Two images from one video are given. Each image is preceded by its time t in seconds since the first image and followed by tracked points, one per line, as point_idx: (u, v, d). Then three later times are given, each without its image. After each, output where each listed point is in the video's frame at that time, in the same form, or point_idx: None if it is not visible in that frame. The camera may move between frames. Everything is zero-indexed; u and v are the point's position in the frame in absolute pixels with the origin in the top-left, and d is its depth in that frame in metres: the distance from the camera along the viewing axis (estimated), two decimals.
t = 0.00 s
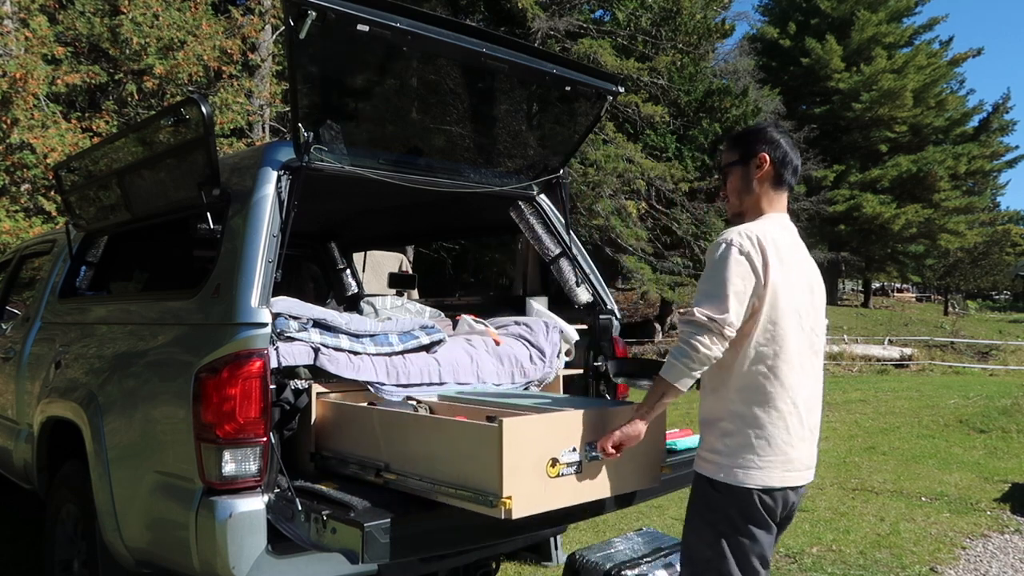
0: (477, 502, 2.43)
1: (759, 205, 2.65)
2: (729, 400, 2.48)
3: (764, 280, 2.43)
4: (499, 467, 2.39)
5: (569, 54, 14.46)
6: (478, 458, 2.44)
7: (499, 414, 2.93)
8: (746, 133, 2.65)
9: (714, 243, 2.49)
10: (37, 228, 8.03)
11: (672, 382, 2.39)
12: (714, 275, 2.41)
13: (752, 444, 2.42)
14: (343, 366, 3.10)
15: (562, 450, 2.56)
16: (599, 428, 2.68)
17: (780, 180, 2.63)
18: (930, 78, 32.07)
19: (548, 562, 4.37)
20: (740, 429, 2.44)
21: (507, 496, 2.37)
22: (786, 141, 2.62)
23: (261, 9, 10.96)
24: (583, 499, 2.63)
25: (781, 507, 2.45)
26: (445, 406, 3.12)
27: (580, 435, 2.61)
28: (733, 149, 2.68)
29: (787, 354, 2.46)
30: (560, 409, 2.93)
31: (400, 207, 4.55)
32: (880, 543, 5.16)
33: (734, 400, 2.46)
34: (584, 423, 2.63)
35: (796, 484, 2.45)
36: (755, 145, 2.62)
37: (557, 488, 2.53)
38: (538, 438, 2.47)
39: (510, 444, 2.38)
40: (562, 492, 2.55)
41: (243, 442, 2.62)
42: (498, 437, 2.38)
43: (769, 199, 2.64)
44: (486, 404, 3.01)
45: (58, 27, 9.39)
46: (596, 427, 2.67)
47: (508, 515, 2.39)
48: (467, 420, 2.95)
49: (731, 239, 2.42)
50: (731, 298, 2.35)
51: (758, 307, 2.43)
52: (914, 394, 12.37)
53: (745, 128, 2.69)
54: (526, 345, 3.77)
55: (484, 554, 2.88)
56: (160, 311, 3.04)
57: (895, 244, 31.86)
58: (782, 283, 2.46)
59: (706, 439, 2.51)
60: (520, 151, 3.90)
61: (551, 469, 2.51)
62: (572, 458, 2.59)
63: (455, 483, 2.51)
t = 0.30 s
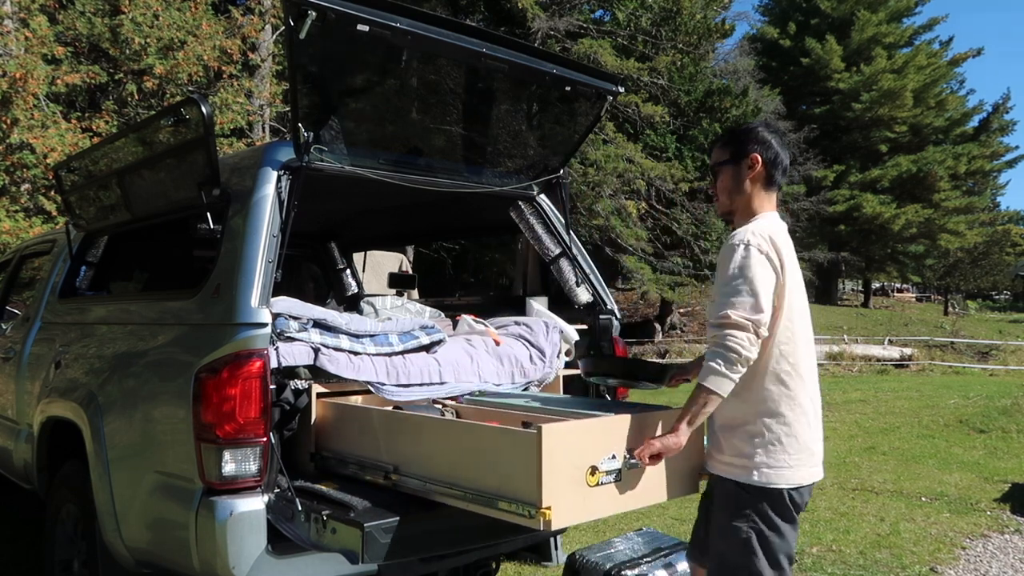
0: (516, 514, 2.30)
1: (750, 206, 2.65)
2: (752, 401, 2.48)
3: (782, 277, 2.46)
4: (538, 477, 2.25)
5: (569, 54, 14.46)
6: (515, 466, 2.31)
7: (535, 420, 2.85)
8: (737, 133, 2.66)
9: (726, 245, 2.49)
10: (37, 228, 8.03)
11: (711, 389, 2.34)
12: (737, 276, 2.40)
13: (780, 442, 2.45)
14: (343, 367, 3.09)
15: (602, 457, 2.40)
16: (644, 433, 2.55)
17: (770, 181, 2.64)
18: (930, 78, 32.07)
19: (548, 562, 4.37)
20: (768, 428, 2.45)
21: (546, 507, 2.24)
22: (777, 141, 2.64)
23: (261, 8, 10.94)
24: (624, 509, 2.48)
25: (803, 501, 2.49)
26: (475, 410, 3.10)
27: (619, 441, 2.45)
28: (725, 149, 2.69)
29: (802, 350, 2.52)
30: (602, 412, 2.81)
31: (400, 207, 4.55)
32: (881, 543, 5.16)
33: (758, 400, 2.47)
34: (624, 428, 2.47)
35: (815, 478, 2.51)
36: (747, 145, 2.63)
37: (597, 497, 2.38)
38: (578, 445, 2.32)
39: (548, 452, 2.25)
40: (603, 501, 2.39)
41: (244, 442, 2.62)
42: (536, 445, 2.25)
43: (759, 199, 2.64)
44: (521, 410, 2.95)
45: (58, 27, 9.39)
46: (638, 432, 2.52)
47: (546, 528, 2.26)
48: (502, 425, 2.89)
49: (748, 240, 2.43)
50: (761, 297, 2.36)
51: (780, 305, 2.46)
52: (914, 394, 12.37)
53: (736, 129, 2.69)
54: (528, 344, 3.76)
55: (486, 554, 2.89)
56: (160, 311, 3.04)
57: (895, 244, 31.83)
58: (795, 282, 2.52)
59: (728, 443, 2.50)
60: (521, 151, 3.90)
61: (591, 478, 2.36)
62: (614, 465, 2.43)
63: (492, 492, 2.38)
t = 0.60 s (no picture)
0: (545, 522, 2.22)
1: (720, 208, 2.77)
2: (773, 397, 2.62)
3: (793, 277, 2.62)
4: (569, 483, 2.17)
5: (569, 54, 14.46)
6: (543, 472, 2.23)
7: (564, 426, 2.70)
8: (699, 140, 2.77)
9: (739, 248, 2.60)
10: (36, 228, 8.03)
11: (744, 388, 2.40)
12: (759, 276, 2.52)
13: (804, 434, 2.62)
14: (343, 367, 3.09)
15: (634, 463, 2.31)
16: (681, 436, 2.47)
17: (736, 183, 2.77)
18: (930, 78, 32.08)
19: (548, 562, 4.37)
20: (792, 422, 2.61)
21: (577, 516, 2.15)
22: (737, 146, 2.77)
23: (261, 8, 10.93)
24: (658, 517, 2.38)
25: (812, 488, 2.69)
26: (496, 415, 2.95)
27: (651, 446, 2.36)
28: (690, 156, 2.78)
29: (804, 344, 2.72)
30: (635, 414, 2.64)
31: (401, 207, 4.55)
32: (881, 543, 5.17)
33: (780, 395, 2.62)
34: (657, 433, 2.38)
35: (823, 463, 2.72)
36: (712, 151, 2.74)
37: (630, 505, 2.29)
38: (608, 451, 2.24)
39: (580, 459, 2.16)
40: (636, 509, 2.31)
41: (243, 442, 2.62)
42: (567, 452, 2.17)
43: (728, 201, 2.76)
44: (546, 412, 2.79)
45: (58, 27, 9.39)
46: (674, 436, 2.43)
47: (578, 537, 2.17)
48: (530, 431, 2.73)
49: (763, 242, 2.56)
50: (783, 296, 2.50)
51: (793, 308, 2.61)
52: (914, 394, 12.39)
53: (697, 136, 2.80)
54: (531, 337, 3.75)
55: (485, 554, 2.88)
56: (160, 311, 3.04)
57: (895, 244, 31.83)
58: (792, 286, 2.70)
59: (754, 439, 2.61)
60: (521, 151, 3.90)
61: (621, 486, 2.27)
62: (646, 472, 2.34)
63: (517, 498, 2.30)
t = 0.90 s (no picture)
0: (555, 510, 2.23)
1: (609, 211, 2.95)
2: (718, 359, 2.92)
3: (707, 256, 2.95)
4: (579, 471, 2.18)
5: (575, 40, 14.37)
6: (553, 460, 2.24)
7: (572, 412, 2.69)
8: (592, 148, 2.93)
9: (679, 233, 2.79)
10: (43, 215, 8.04)
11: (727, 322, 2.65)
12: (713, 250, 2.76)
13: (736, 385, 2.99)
14: (349, 354, 3.12)
15: (643, 452, 2.33)
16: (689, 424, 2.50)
17: (622, 190, 2.94)
18: (939, 64, 31.84)
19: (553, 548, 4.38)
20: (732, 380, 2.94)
21: (586, 504, 2.17)
22: (625, 153, 2.93)
23: None
24: (665, 505, 2.40)
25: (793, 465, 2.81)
26: (503, 401, 2.91)
27: (660, 435, 2.38)
28: (582, 162, 2.96)
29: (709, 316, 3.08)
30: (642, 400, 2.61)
31: (406, 194, 4.54)
32: (886, 530, 5.17)
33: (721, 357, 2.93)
34: (665, 420, 2.40)
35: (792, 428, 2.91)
36: (599, 159, 2.90)
37: (639, 492, 2.31)
38: (617, 439, 2.25)
39: (590, 448, 2.18)
40: (644, 497, 2.33)
41: (250, 429, 2.63)
42: (577, 441, 2.17)
43: (616, 205, 2.94)
44: (554, 398, 2.77)
45: (62, 14, 9.39)
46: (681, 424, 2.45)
47: (587, 525, 2.18)
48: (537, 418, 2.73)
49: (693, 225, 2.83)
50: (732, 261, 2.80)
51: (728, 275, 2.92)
52: (921, 382, 12.35)
53: (592, 143, 2.96)
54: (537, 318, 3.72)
55: (489, 541, 2.89)
56: (166, 299, 3.05)
57: (902, 231, 31.69)
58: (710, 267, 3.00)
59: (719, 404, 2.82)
60: (526, 138, 3.88)
61: (630, 474, 2.30)
62: (654, 460, 2.36)
63: (526, 486, 2.30)
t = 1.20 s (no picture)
0: (555, 510, 2.23)
1: (593, 217, 2.99)
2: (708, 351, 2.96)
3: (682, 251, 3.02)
4: (579, 472, 2.18)
5: (575, 40, 14.37)
6: (553, 460, 2.23)
7: (572, 413, 2.68)
8: (573, 157, 3.00)
9: (657, 227, 2.85)
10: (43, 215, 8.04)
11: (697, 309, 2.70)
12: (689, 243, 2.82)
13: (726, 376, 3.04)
14: (350, 354, 3.11)
15: (643, 453, 2.33)
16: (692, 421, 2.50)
17: (601, 197, 3.00)
18: (939, 64, 31.83)
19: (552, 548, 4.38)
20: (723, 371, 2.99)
21: (586, 504, 2.17)
22: (601, 161, 3.00)
23: None
24: (664, 506, 2.40)
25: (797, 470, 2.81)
26: (504, 402, 2.91)
27: (660, 436, 2.38)
28: (562, 171, 3.01)
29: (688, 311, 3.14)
30: (642, 400, 2.60)
31: (405, 194, 4.54)
32: (886, 530, 5.17)
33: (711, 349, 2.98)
34: (666, 420, 2.40)
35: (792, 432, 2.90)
36: (578, 167, 2.96)
37: (639, 492, 2.32)
38: (617, 439, 2.25)
39: (590, 448, 2.18)
40: (644, 496, 2.33)
41: (250, 429, 2.63)
42: (577, 441, 2.17)
43: (596, 210, 2.99)
44: (554, 399, 2.77)
45: (62, 14, 9.39)
46: (680, 424, 2.45)
47: (587, 525, 2.18)
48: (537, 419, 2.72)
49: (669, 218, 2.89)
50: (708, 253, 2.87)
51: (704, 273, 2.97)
52: (920, 382, 12.36)
53: (571, 155, 3.02)
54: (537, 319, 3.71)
55: (489, 541, 2.89)
56: (167, 299, 3.05)
57: (902, 231, 31.66)
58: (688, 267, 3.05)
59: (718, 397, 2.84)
60: (526, 138, 3.88)
61: (630, 474, 2.30)
62: (655, 460, 2.36)
63: (526, 486, 2.30)
